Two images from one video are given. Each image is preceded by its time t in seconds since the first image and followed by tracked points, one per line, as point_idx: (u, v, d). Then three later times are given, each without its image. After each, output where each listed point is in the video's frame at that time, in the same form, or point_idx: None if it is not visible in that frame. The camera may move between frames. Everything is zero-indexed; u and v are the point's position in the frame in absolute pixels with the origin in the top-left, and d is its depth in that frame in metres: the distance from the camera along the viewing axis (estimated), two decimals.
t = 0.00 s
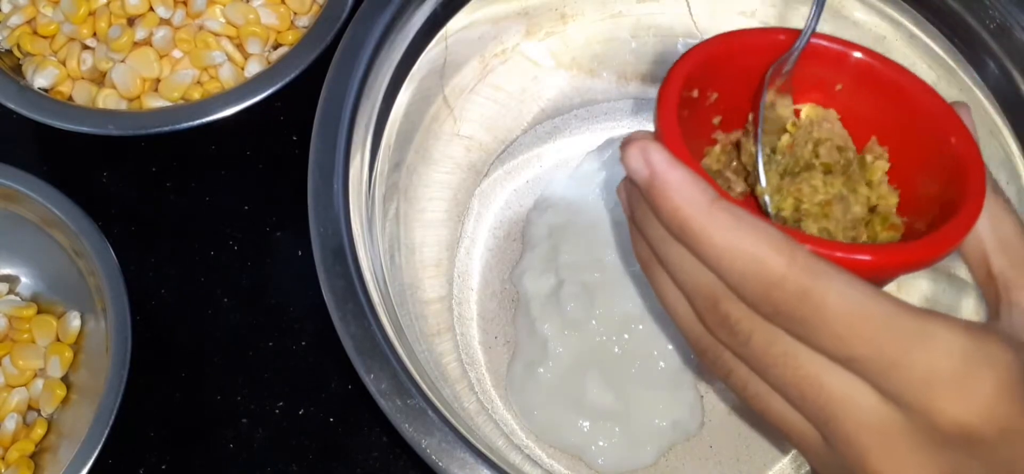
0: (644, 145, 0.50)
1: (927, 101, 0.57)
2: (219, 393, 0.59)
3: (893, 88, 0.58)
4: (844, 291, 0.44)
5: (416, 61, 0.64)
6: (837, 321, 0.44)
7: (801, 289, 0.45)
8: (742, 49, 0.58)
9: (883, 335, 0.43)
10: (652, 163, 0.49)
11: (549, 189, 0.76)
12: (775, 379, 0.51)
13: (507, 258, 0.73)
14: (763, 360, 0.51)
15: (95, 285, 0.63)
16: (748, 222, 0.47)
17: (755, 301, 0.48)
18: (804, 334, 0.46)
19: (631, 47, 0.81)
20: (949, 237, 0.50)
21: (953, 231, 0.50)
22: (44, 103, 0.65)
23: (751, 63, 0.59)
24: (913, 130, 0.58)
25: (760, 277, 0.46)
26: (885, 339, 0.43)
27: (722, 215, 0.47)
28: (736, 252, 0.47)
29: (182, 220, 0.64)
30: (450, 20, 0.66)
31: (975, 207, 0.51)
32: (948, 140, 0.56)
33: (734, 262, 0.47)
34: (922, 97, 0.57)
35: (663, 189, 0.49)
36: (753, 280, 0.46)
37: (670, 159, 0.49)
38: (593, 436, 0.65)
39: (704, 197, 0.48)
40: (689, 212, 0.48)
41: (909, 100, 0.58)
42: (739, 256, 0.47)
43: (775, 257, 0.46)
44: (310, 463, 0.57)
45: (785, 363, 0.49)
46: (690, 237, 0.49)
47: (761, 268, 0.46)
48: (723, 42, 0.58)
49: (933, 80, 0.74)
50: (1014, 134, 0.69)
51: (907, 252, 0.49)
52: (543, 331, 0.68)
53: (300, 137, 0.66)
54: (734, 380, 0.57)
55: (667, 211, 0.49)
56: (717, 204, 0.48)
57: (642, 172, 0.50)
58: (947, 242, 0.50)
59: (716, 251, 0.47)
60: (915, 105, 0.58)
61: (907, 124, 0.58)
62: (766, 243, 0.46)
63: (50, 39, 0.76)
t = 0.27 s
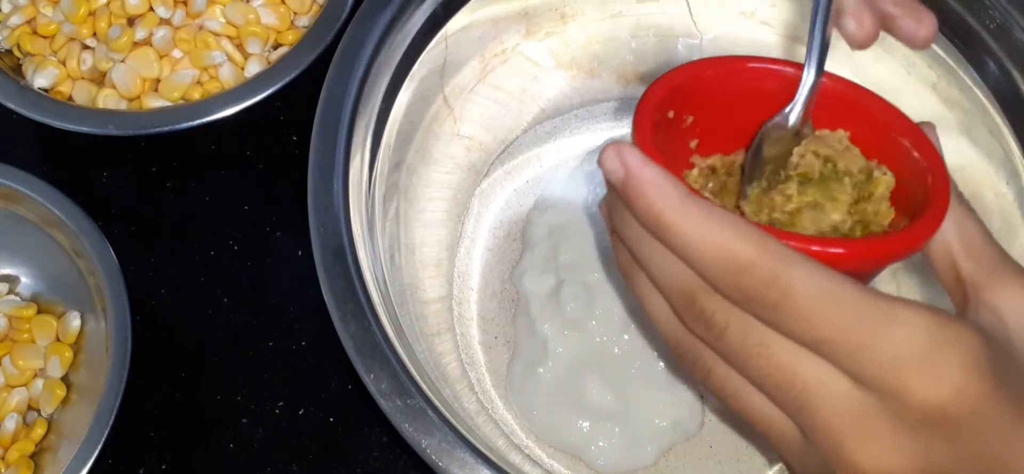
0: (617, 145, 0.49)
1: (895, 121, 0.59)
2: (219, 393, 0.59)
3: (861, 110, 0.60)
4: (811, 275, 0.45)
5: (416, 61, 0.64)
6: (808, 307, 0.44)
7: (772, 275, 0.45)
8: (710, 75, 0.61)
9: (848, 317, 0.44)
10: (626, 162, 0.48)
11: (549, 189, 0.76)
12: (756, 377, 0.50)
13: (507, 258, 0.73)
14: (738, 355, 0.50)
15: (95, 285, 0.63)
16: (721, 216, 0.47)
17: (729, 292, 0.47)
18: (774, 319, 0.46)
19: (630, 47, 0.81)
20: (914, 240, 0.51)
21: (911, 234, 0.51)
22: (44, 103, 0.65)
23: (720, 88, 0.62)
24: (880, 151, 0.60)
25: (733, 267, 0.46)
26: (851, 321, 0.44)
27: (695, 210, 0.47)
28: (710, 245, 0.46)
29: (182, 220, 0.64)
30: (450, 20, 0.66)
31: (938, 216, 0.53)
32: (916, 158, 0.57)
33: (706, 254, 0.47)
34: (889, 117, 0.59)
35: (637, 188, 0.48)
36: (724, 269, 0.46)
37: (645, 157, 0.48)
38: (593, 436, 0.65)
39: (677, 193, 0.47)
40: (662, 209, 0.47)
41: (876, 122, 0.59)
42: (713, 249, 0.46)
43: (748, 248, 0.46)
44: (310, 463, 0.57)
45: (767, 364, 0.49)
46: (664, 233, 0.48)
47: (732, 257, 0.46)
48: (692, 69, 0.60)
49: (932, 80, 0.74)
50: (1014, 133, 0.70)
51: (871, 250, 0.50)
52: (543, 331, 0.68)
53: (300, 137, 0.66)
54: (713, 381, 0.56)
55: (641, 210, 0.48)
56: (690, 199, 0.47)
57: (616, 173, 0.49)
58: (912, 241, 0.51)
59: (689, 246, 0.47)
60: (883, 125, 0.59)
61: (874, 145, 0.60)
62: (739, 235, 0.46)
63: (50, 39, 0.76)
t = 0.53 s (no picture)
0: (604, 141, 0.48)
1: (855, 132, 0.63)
2: (219, 393, 0.59)
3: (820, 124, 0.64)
4: (808, 258, 0.46)
5: (416, 61, 0.63)
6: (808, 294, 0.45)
7: (769, 260, 0.45)
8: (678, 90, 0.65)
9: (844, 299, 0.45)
10: (614, 156, 0.47)
11: (549, 189, 0.76)
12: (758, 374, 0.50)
13: (507, 258, 0.73)
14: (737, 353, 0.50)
15: (94, 285, 0.63)
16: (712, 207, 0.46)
17: (722, 283, 0.47)
18: (771, 306, 0.47)
19: (630, 47, 0.81)
20: (878, 232, 0.54)
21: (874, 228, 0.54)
22: (44, 103, 0.65)
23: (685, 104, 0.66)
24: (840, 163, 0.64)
25: (729, 255, 0.46)
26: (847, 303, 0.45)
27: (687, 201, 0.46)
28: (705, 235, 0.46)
29: (182, 220, 0.64)
30: (450, 19, 0.66)
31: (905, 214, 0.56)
32: (879, 167, 0.61)
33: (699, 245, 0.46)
34: (850, 128, 0.63)
35: (626, 183, 0.47)
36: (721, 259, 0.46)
37: (633, 152, 0.47)
38: (593, 436, 0.65)
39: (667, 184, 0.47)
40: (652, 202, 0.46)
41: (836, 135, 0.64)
42: (707, 240, 0.46)
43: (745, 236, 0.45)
44: (310, 463, 0.57)
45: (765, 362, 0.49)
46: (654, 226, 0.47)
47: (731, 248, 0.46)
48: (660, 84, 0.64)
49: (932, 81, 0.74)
50: (1015, 131, 0.72)
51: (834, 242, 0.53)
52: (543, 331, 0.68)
53: (300, 137, 0.66)
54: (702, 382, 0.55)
55: (630, 205, 0.47)
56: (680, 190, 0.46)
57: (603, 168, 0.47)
58: (875, 235, 0.54)
59: (682, 238, 0.46)
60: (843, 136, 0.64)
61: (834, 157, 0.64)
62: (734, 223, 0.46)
63: (50, 39, 0.76)
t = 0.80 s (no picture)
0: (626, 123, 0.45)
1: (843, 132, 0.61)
2: (219, 393, 0.59)
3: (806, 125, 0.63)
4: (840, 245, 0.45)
5: (416, 61, 0.63)
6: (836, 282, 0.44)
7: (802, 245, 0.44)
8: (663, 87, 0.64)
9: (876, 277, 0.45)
10: (635, 139, 0.45)
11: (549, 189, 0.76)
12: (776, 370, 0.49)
13: (507, 258, 0.73)
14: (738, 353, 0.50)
15: (94, 285, 0.63)
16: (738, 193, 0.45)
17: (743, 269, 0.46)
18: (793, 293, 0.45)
19: (630, 47, 0.81)
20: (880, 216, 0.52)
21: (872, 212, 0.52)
22: (44, 103, 0.65)
23: (676, 101, 0.65)
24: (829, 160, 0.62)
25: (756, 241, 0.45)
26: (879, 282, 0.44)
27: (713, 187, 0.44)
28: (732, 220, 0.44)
29: (182, 220, 0.64)
30: (450, 19, 0.66)
31: (902, 202, 0.54)
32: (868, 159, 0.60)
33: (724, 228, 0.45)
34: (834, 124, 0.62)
35: (647, 168, 0.45)
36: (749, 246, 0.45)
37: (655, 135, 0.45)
38: (593, 437, 0.65)
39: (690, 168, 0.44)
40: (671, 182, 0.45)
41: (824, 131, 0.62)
42: (735, 224, 0.44)
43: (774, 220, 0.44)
44: (310, 463, 0.57)
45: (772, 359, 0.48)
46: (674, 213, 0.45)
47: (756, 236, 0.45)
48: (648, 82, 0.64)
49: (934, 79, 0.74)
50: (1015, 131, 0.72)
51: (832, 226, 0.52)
52: (543, 331, 0.68)
53: (300, 137, 0.66)
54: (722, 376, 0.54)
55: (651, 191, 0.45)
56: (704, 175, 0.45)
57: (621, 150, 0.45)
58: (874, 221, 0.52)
59: (705, 222, 0.44)
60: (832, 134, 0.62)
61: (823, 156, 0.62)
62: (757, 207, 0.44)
63: (50, 39, 0.75)
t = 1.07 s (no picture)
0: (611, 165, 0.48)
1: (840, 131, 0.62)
2: (219, 393, 0.59)
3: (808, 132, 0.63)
4: (822, 277, 0.48)
5: (416, 61, 0.63)
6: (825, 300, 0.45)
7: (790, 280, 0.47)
8: (650, 94, 0.65)
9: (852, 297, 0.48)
10: (621, 182, 0.47)
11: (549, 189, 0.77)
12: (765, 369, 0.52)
13: (507, 258, 0.73)
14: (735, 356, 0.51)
15: (94, 285, 0.63)
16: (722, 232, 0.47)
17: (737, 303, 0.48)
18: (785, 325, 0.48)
19: (630, 47, 0.81)
20: (865, 239, 0.57)
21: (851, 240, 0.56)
22: (44, 103, 0.65)
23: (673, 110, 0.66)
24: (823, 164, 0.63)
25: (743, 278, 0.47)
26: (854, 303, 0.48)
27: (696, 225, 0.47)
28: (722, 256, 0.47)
29: (182, 220, 0.64)
30: (450, 19, 0.66)
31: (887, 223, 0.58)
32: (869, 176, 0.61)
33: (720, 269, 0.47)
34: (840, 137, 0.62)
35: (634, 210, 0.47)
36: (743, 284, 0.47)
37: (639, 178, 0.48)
38: (592, 437, 0.65)
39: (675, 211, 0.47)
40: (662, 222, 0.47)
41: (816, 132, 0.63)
42: (724, 262, 0.47)
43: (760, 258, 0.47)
44: (310, 463, 0.57)
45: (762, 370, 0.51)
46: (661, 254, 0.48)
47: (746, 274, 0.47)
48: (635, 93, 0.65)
49: (934, 81, 0.74)
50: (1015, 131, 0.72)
51: (820, 252, 0.56)
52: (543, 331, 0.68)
53: (300, 137, 0.66)
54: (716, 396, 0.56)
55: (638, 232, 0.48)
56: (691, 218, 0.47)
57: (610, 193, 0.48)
58: (863, 245, 0.57)
59: (690, 262, 0.47)
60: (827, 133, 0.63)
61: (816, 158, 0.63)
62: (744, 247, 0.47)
63: (50, 39, 0.75)
